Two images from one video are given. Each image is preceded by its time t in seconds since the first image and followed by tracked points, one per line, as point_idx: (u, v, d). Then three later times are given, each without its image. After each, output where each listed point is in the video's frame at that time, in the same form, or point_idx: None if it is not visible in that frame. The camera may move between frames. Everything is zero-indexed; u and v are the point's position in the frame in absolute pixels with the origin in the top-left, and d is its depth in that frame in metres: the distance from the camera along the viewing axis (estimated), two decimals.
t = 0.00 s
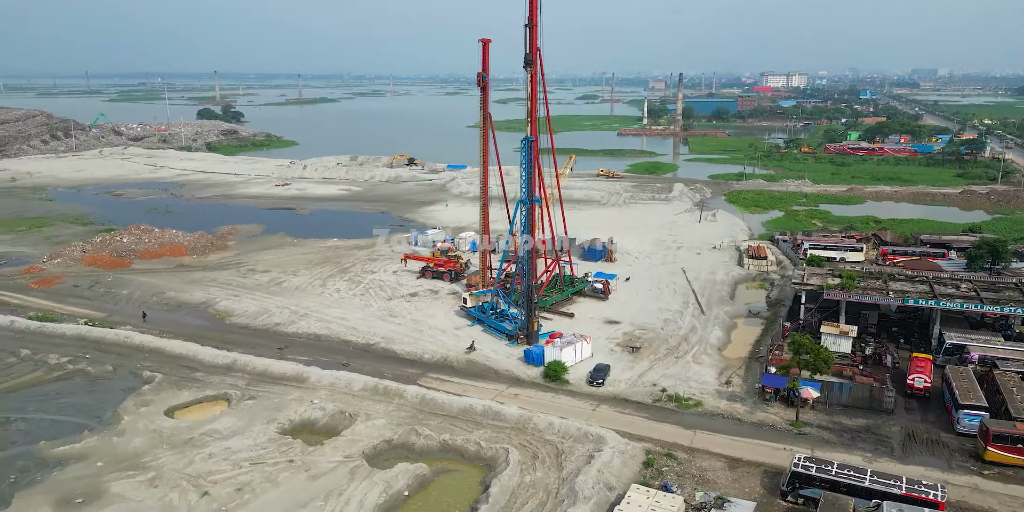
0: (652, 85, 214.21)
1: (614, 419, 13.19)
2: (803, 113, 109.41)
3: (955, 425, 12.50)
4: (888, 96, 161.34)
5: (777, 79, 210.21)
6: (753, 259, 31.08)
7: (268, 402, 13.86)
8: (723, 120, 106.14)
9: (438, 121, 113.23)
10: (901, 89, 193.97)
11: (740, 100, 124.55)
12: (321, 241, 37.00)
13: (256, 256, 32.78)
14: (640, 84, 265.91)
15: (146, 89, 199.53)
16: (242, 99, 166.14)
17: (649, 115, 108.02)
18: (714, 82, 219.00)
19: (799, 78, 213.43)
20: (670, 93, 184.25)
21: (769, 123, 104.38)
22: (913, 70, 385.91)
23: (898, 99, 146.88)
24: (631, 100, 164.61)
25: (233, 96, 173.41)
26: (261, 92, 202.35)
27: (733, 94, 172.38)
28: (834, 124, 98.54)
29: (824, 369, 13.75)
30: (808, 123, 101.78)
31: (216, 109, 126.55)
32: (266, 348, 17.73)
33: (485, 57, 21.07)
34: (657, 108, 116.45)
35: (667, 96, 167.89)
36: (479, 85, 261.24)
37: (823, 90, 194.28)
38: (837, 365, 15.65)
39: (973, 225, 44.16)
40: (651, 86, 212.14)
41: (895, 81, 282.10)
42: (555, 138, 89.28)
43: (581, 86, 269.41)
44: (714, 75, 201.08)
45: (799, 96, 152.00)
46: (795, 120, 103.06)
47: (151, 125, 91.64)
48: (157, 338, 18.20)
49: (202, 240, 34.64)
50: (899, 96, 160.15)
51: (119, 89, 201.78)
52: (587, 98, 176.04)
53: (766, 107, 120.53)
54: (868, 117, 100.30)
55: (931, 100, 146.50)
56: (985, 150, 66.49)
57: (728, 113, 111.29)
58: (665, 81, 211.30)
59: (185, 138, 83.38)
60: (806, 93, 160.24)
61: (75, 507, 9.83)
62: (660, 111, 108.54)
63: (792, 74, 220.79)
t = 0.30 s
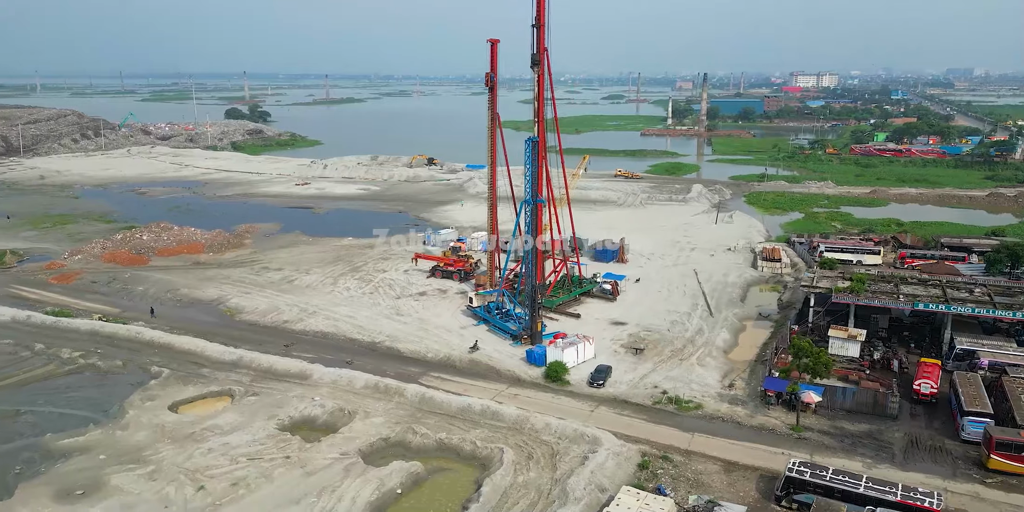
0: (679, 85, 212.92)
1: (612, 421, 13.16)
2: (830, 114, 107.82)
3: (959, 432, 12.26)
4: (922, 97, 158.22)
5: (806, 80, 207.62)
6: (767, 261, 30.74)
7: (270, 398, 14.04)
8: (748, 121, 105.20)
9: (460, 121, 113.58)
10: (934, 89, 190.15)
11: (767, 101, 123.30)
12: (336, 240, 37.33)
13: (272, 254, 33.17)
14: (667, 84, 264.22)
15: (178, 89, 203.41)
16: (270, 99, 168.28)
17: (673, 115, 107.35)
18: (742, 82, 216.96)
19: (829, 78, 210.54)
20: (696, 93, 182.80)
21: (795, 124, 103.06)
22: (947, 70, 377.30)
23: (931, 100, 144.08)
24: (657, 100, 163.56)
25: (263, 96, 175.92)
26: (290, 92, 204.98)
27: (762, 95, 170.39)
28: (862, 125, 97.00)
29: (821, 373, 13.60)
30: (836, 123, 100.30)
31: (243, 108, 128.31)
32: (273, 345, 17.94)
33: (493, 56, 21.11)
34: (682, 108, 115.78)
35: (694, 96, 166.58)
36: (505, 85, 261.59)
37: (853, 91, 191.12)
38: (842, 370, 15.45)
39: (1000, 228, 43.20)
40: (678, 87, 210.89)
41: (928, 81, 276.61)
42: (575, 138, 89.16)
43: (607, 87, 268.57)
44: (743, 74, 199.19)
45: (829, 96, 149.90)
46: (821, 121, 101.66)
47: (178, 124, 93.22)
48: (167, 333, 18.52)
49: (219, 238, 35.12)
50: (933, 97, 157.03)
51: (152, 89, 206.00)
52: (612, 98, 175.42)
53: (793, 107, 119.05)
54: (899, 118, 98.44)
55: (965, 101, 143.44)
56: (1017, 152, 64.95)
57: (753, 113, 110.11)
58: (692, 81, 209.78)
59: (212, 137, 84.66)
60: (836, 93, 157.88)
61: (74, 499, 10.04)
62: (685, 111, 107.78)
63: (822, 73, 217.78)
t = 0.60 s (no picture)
0: (706, 84, 211.50)
1: (611, 422, 13.12)
2: (858, 115, 106.22)
3: (964, 439, 12.04)
4: (955, 97, 155.05)
5: (835, 80, 204.69)
6: (781, 263, 30.39)
7: (273, 395, 14.22)
8: (774, 121, 104.17)
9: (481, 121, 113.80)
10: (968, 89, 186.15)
11: (794, 101, 121.74)
12: (351, 239, 37.63)
13: (287, 252, 33.56)
14: (692, 84, 262.21)
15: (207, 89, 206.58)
16: (296, 98, 170.07)
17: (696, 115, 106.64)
18: (770, 81, 214.58)
19: (858, 78, 207.23)
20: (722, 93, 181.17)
21: (821, 125, 101.65)
22: (981, 70, 369.25)
23: (965, 100, 141.15)
24: (681, 100, 162.34)
25: (289, 96, 178.06)
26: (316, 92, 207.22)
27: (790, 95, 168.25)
28: (890, 126, 95.39)
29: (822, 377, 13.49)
30: (864, 124, 98.76)
31: (268, 108, 129.90)
32: (280, 342, 18.16)
33: (501, 57, 21.17)
34: (705, 108, 114.74)
35: (720, 96, 165.12)
36: (528, 85, 261.60)
37: (884, 90, 187.90)
38: (849, 375, 15.24)
39: None
40: (705, 86, 209.19)
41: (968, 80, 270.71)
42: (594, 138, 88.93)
43: (631, 86, 267.21)
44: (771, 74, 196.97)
45: (857, 96, 147.63)
46: (849, 122, 100.19)
47: (205, 124, 94.63)
48: (178, 330, 18.84)
49: (236, 237, 35.60)
50: (968, 97, 153.75)
51: (181, 89, 209.61)
52: (638, 99, 174.48)
53: (820, 108, 117.33)
54: (929, 118, 96.59)
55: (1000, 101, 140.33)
56: None
57: (779, 114, 108.87)
58: (719, 80, 208.04)
59: (237, 136, 85.78)
60: (866, 93, 155.41)
61: (76, 491, 10.27)
62: (709, 111, 106.87)
63: (851, 73, 214.41)
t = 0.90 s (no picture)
0: (735, 84, 209.40)
1: (609, 424, 13.09)
2: (890, 115, 104.34)
3: (969, 447, 11.80)
4: (993, 97, 151.54)
5: (867, 79, 201.17)
6: (796, 266, 29.98)
7: (277, 391, 14.42)
8: (802, 122, 102.82)
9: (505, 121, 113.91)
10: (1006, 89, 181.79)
11: (824, 101, 119.91)
12: (367, 238, 37.94)
13: (303, 250, 33.93)
14: (719, 84, 259.74)
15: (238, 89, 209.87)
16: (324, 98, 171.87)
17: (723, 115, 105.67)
18: (801, 81, 211.62)
19: (892, 78, 203.52)
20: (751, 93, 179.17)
21: (850, 125, 99.92)
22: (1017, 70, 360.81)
23: (1002, 100, 137.87)
24: (708, 100, 160.84)
25: (317, 96, 180.15)
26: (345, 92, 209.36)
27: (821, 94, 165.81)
28: (923, 126, 93.57)
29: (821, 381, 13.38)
30: (895, 124, 97.01)
31: (296, 108, 131.42)
32: (288, 340, 18.38)
33: (511, 56, 21.16)
34: (731, 108, 113.57)
35: (749, 96, 163.34)
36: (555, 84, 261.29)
37: (918, 91, 184.24)
38: (855, 380, 15.02)
39: None
40: (734, 86, 207.07)
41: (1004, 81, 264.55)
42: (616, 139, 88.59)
43: (658, 86, 265.42)
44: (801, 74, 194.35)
45: (890, 96, 145.03)
46: (879, 122, 98.48)
47: (233, 123, 96.10)
48: (189, 326, 19.16)
49: (254, 235, 36.08)
50: (1007, 97, 150.16)
51: (213, 89, 213.08)
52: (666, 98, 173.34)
53: (850, 108, 115.41)
54: (963, 119, 94.54)
55: None
56: None
57: (809, 114, 107.33)
58: (748, 81, 205.84)
59: (262, 136, 86.92)
60: (899, 92, 152.68)
61: (78, 482, 10.53)
62: (736, 111, 105.71)
63: (884, 73, 210.71)
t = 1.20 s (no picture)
0: (765, 84, 206.77)
1: (609, 425, 13.06)
2: (924, 116, 102.28)
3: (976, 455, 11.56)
4: None
5: (901, 79, 197.26)
6: (813, 268, 29.56)
7: (282, 388, 14.62)
8: (833, 122, 101.30)
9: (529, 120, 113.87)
10: None
11: (855, 101, 117.84)
12: (384, 237, 38.24)
13: (320, 248, 34.31)
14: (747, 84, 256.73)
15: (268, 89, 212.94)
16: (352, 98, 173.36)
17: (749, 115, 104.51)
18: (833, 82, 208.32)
19: (928, 77, 199.34)
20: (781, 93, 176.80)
21: (881, 126, 98.14)
22: None
23: None
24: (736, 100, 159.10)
25: (345, 96, 181.92)
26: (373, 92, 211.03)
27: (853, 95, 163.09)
28: (958, 127, 91.52)
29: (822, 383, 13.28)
30: (929, 125, 95.08)
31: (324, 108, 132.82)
32: (298, 337, 18.62)
33: (522, 56, 21.19)
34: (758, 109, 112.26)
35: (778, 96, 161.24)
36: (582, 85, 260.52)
37: (955, 90, 180.18)
38: (863, 384, 14.79)
39: None
40: (764, 86, 204.62)
41: None
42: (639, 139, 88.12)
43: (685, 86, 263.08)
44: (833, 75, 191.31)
45: (924, 96, 142.11)
46: (912, 123, 96.61)
47: (260, 123, 97.45)
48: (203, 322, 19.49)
49: (272, 233, 36.54)
50: None
51: (244, 89, 216.41)
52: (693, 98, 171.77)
53: (882, 108, 113.32)
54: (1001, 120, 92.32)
55: None
56: None
57: (839, 115, 105.61)
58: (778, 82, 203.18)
59: (288, 135, 87.99)
60: (935, 92, 149.60)
61: (83, 474, 10.80)
62: (763, 111, 104.49)
63: (918, 73, 206.64)
